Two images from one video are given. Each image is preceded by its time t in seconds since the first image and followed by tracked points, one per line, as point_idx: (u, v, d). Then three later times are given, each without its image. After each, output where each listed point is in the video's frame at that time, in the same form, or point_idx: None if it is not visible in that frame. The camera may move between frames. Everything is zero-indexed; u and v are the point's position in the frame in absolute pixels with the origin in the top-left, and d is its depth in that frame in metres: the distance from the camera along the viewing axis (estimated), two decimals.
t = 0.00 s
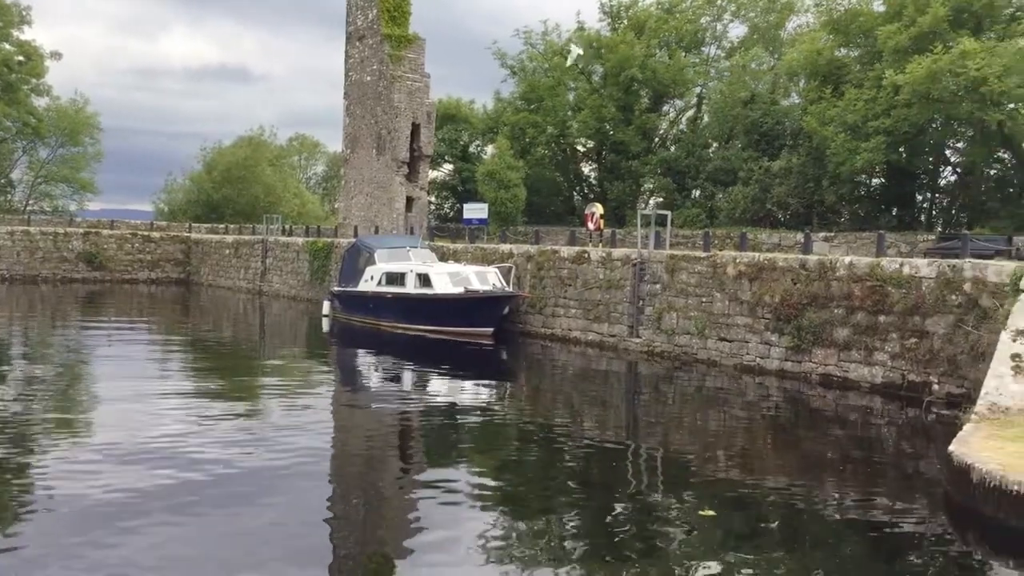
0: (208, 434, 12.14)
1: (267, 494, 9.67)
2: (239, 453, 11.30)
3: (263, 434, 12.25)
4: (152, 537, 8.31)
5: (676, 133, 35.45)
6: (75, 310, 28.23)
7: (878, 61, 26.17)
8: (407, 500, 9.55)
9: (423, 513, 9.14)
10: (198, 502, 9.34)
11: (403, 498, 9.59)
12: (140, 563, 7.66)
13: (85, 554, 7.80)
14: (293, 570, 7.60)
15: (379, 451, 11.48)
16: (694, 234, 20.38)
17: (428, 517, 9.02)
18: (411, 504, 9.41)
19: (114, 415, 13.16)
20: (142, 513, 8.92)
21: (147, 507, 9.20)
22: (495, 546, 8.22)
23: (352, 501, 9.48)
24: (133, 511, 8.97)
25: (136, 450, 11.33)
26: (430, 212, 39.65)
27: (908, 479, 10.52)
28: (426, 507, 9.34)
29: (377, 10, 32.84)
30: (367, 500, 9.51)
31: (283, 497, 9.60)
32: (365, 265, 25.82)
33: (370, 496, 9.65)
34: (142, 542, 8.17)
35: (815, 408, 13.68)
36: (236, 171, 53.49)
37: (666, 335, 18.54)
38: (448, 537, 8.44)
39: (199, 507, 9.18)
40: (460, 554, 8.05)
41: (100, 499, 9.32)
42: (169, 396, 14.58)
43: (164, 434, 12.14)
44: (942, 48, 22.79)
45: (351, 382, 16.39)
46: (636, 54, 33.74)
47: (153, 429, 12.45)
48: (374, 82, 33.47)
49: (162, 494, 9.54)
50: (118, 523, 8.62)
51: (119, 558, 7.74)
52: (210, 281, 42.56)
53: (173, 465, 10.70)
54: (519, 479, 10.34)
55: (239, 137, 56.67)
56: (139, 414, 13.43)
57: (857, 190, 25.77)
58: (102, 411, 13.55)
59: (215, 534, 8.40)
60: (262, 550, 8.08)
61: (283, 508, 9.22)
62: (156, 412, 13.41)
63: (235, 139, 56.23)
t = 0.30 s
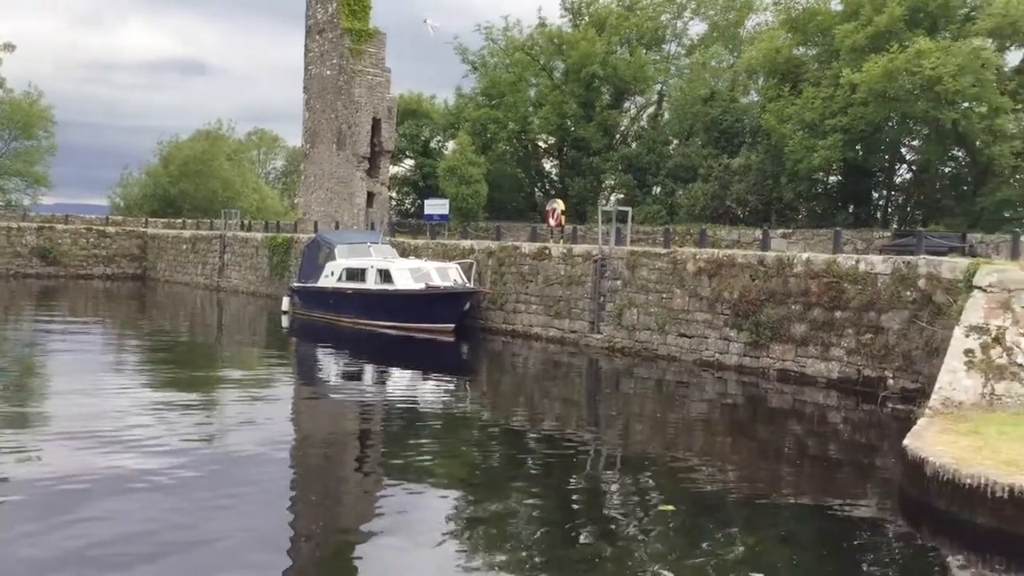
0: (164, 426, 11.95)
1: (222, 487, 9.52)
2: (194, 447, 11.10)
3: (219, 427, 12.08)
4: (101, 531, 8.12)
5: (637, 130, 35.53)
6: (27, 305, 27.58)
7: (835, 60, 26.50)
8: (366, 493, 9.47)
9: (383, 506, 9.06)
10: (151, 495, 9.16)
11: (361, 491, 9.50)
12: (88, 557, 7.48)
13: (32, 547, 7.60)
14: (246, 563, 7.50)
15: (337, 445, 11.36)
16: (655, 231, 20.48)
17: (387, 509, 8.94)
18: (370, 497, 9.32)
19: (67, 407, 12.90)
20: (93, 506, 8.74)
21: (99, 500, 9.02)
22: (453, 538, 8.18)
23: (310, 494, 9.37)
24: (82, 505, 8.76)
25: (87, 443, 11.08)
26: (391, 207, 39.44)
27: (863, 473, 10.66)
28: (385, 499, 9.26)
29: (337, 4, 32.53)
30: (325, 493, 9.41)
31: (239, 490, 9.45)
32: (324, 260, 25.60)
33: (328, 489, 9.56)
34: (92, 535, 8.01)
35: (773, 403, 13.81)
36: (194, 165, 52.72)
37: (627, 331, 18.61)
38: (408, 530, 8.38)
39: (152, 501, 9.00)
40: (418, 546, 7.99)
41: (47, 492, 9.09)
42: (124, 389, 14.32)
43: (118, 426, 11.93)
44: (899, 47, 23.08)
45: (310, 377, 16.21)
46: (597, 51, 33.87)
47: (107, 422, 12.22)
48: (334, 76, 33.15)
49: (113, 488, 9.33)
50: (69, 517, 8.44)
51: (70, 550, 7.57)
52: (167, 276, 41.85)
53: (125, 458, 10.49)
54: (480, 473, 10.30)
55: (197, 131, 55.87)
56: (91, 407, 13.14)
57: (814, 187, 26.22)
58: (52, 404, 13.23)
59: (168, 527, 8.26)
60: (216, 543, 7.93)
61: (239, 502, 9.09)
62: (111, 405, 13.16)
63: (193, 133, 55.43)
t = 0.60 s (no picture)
0: (118, 424, 11.73)
1: (177, 486, 9.34)
2: (149, 445, 10.89)
3: (176, 425, 11.89)
4: (51, 533, 7.91)
5: (598, 127, 35.58)
6: None
7: (792, 59, 26.81)
8: (325, 489, 9.36)
9: (342, 503, 8.97)
10: (104, 495, 8.95)
11: (320, 488, 9.39)
12: (36, 560, 7.27)
13: None
14: (203, 563, 7.37)
15: (295, 442, 11.21)
16: (615, 228, 20.55)
17: (346, 506, 8.85)
18: (329, 494, 9.22)
19: (19, 405, 12.62)
20: (42, 508, 8.51)
21: (51, 501, 8.83)
22: (414, 534, 8.12)
23: (268, 491, 9.24)
24: (32, 506, 8.54)
25: (38, 442, 10.82)
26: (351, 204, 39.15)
27: (819, 467, 10.79)
28: (344, 496, 9.16)
29: None
30: (284, 491, 9.29)
31: (195, 489, 9.28)
32: (283, 257, 25.31)
33: (286, 487, 9.44)
34: (43, 536, 7.83)
35: (732, 399, 13.92)
36: (149, 160, 51.82)
37: (587, 327, 18.64)
38: (368, 526, 8.30)
39: (105, 501, 8.80)
40: (378, 543, 7.90)
41: None
42: (78, 387, 14.04)
43: (72, 424, 11.69)
44: (854, 46, 23.40)
45: (267, 374, 16.00)
46: (556, 48, 33.95)
47: (58, 420, 11.93)
48: (292, 71, 32.76)
49: (64, 488, 9.11)
50: (21, 517, 8.25)
51: (18, 552, 7.38)
52: (123, 274, 41.08)
53: (77, 457, 10.24)
54: (441, 469, 10.25)
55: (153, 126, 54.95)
56: (43, 405, 12.83)
57: (771, 185, 26.52)
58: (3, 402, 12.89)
59: (121, 528, 8.08)
60: (170, 543, 7.77)
61: (195, 500, 8.95)
62: (64, 402, 12.90)
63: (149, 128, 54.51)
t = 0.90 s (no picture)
0: (74, 425, 11.52)
1: (131, 490, 9.14)
2: (102, 447, 10.65)
3: (133, 426, 11.69)
4: None
5: (558, 125, 35.65)
6: None
7: (750, 59, 27.09)
8: (284, 490, 9.25)
9: (302, 504, 8.87)
10: (55, 500, 8.73)
11: (280, 489, 9.29)
12: None
13: None
14: (160, 566, 7.25)
15: (252, 443, 11.04)
16: (576, 227, 20.60)
17: (305, 508, 8.74)
18: (289, 494, 9.12)
19: None
20: None
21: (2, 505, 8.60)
22: (376, 535, 8.06)
23: (226, 493, 9.11)
24: None
25: None
26: (311, 203, 38.79)
27: (777, 462, 10.91)
28: (304, 497, 9.07)
29: None
30: (243, 492, 9.16)
31: (150, 492, 9.09)
32: (242, 256, 24.98)
33: (246, 488, 9.31)
34: None
35: (691, 396, 14.02)
36: (104, 159, 50.84)
37: (549, 326, 18.66)
38: (329, 527, 8.22)
39: (55, 506, 8.58)
40: (340, 544, 7.83)
41: None
42: (30, 388, 13.70)
43: (24, 425, 11.43)
44: (811, 47, 23.72)
45: (226, 374, 15.77)
46: (517, 46, 33.93)
47: (8, 422, 11.62)
48: (251, 69, 32.37)
49: (12, 494, 8.87)
50: None
51: None
52: (77, 273, 40.26)
53: (27, 461, 9.98)
54: (403, 468, 10.19)
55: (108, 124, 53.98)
56: None
57: (730, 184, 26.78)
58: None
59: (72, 534, 7.88)
60: (123, 549, 7.60)
61: (152, 503, 8.77)
62: (15, 404, 12.57)
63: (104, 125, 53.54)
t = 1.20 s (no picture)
0: (29, 429, 11.27)
1: (88, 495, 8.96)
2: (59, 452, 10.43)
3: (92, 428, 11.51)
4: None
5: (522, 126, 35.67)
6: None
7: (711, 60, 27.32)
8: (247, 492, 9.15)
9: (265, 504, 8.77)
10: (8, 506, 8.53)
11: (243, 490, 9.18)
12: None
13: None
14: (117, 570, 7.11)
15: (213, 446, 10.88)
16: (540, 227, 20.62)
17: (267, 510, 8.63)
18: (252, 496, 9.01)
19: None
20: None
21: None
22: (340, 535, 8.01)
23: (186, 495, 8.99)
24: None
25: None
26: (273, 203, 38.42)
27: (740, 460, 11.02)
28: (266, 499, 8.96)
29: None
30: (204, 494, 9.05)
31: (108, 497, 8.91)
32: (203, 257, 24.66)
33: (206, 490, 9.19)
34: None
35: (655, 395, 14.10)
36: (62, 159, 49.92)
37: (513, 326, 18.66)
38: (293, 528, 8.16)
39: (9, 512, 8.38)
40: (303, 545, 7.76)
41: None
42: None
43: None
44: (771, 48, 23.99)
45: (186, 376, 15.54)
46: (480, 46, 33.90)
47: None
48: (211, 68, 31.98)
49: None
50: None
51: None
52: (34, 275, 39.50)
53: None
54: (366, 469, 10.14)
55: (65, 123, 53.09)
56: None
57: (692, 184, 27.17)
58: None
59: (26, 540, 7.70)
60: (79, 553, 7.44)
61: (109, 507, 8.60)
62: None
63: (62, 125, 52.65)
